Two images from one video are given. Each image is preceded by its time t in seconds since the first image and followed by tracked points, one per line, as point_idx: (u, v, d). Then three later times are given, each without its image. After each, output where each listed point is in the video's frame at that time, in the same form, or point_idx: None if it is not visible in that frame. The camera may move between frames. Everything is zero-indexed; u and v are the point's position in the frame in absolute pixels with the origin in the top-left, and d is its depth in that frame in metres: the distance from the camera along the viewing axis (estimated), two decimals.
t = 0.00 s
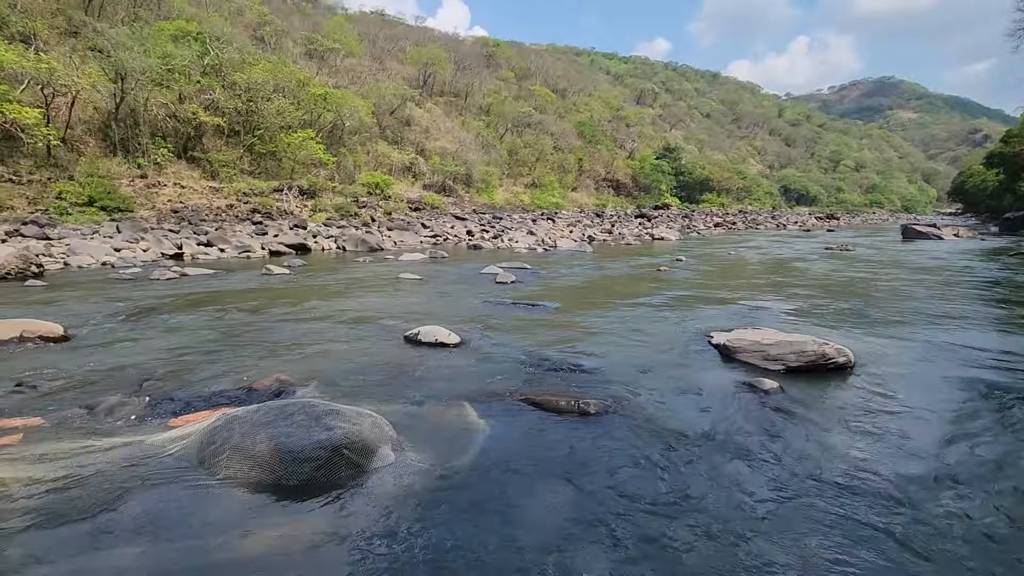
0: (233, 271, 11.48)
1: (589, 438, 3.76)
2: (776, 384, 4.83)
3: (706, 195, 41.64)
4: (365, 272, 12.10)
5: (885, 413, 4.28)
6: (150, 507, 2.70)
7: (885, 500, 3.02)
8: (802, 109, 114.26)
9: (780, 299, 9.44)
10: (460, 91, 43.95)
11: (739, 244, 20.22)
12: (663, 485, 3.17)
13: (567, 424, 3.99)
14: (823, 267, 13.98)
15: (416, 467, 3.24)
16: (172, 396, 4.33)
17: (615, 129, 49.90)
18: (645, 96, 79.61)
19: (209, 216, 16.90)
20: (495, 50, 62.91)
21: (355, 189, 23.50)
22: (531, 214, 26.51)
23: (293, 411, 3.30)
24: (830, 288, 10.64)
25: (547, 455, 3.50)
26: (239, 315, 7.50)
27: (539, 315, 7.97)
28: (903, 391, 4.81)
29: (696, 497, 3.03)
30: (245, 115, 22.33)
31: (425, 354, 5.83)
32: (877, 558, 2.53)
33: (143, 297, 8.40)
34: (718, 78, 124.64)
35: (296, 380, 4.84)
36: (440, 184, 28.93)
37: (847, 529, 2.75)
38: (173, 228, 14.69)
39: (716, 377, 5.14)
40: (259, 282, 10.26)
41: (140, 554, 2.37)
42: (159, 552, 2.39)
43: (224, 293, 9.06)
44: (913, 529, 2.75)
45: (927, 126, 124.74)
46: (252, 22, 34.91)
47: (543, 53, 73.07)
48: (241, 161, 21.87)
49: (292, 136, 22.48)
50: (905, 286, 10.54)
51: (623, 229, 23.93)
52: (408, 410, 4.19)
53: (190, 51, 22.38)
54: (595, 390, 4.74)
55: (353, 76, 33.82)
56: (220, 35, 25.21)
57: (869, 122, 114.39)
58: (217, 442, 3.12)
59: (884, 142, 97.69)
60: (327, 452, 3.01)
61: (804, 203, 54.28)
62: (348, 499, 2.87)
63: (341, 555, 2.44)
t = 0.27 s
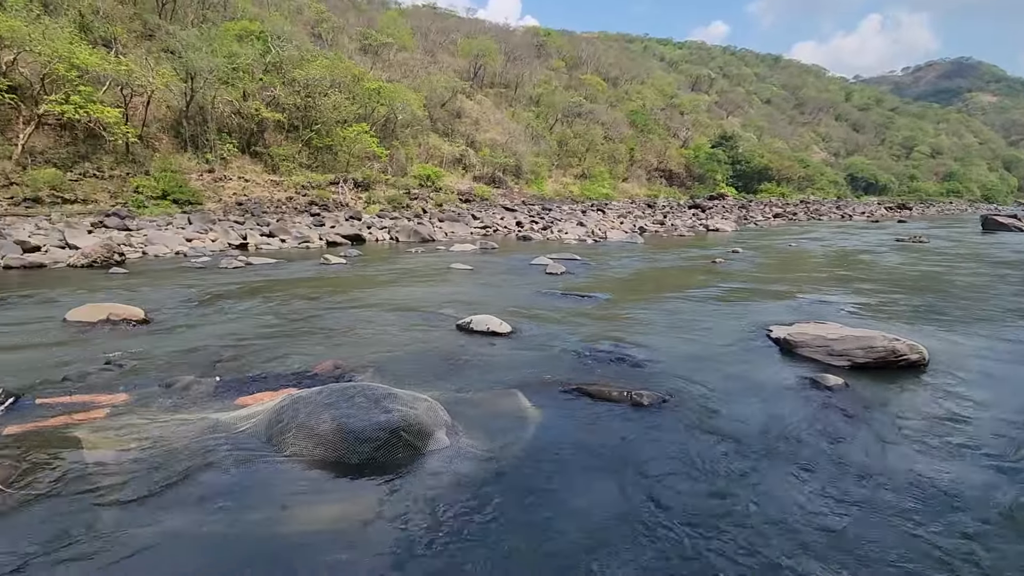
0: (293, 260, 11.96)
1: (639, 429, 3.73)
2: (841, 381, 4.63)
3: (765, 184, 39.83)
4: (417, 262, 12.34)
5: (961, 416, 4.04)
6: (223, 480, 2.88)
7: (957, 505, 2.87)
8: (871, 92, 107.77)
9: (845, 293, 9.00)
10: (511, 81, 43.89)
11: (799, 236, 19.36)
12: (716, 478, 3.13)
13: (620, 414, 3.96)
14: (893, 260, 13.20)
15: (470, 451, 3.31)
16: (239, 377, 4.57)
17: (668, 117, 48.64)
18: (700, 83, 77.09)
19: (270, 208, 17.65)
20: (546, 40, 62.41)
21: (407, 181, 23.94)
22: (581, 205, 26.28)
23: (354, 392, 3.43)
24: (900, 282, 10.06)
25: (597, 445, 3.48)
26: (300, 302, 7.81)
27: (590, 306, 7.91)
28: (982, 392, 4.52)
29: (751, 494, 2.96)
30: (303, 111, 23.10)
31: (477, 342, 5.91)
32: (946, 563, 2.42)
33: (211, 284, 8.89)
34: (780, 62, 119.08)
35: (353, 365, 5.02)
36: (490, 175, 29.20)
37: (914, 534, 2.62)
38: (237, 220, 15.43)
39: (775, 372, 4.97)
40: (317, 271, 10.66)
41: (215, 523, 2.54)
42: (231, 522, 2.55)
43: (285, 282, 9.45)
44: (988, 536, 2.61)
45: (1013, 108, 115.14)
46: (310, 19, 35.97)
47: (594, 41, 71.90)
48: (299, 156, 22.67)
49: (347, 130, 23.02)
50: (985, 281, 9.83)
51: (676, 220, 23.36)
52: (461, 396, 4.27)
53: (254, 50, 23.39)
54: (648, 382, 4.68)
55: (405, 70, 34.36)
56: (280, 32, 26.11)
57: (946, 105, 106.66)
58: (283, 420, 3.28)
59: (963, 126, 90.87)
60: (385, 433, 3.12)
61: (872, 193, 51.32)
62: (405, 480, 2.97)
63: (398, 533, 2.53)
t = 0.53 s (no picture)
0: (338, 253, 12.28)
1: (684, 426, 3.67)
2: (898, 381, 4.44)
3: (815, 175, 38.07)
4: (458, 256, 12.47)
5: None
6: (276, 463, 3.00)
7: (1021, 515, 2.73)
8: (933, 79, 101.93)
9: (902, 291, 8.61)
10: (551, 74, 43.61)
11: (853, 230, 18.56)
12: (761, 475, 3.08)
13: (664, 410, 3.91)
14: (955, 256, 12.53)
15: (513, 442, 3.34)
16: (288, 365, 4.73)
17: (713, 108, 47.37)
18: (748, 72, 74.67)
19: (316, 203, 18.13)
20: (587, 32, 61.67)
21: (448, 175, 24.17)
22: (622, 200, 25.95)
23: (400, 381, 3.50)
24: (963, 280, 9.54)
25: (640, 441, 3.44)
26: (345, 294, 8.02)
27: (631, 300, 7.83)
28: None
29: (801, 496, 2.86)
30: (347, 108, 23.60)
31: (518, 335, 5.94)
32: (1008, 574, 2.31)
33: (262, 276, 9.23)
34: (834, 48, 114.04)
35: (397, 355, 5.13)
36: (530, 170, 29.20)
37: (971, 543, 2.52)
38: (285, 214, 15.93)
39: (828, 371, 4.80)
40: (362, 264, 10.92)
41: (268, 504, 2.64)
42: (283, 503, 2.65)
43: (332, 274, 9.73)
44: None
45: None
46: (355, 17, 36.65)
47: (637, 31, 70.56)
48: (344, 151, 23.21)
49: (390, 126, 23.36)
50: None
51: (720, 214, 22.78)
52: (503, 387, 4.31)
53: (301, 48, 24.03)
54: (693, 378, 4.61)
55: (447, 65, 34.59)
56: (326, 30, 26.70)
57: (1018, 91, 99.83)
58: (334, 407, 3.39)
59: None
60: (431, 422, 3.19)
61: (932, 185, 48.68)
62: (449, 468, 3.02)
63: (442, 520, 2.58)
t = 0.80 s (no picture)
0: (376, 247, 12.48)
1: (727, 423, 3.59)
2: (957, 382, 4.23)
3: (864, 169, 36.56)
4: (494, 250, 12.51)
5: None
6: (320, 449, 3.08)
7: None
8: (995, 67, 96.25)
9: (958, 289, 8.20)
10: (588, 68, 43.16)
11: (904, 226, 17.77)
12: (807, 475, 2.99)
13: (706, 407, 3.84)
14: (1016, 253, 11.85)
15: (552, 435, 3.34)
16: (327, 355, 4.83)
17: (755, 100, 46.01)
18: (793, 62, 72.17)
19: (355, 198, 18.46)
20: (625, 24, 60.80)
21: (483, 170, 24.24)
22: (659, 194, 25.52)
23: (441, 372, 3.54)
24: None
25: (681, 438, 3.38)
26: (384, 287, 8.16)
27: (670, 296, 7.71)
28: None
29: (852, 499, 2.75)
30: (385, 104, 23.92)
31: (556, 329, 5.93)
32: None
33: (304, 269, 9.47)
34: (886, 36, 109.05)
35: (436, 347, 5.19)
36: (565, 164, 29.01)
37: None
38: (325, 209, 16.28)
39: (879, 371, 4.62)
40: (400, 258, 11.08)
41: (313, 488, 2.72)
42: (326, 489, 2.72)
43: (371, 267, 9.91)
44: None
45: None
46: (393, 14, 37.07)
47: (677, 22, 69.04)
48: (382, 147, 23.55)
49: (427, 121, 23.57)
50: None
51: (762, 209, 22.13)
52: (541, 381, 4.31)
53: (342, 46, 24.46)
54: (736, 375, 4.51)
55: (483, 60, 34.64)
56: (366, 27, 27.09)
57: None
58: (376, 395, 3.46)
59: None
60: (471, 413, 3.22)
61: (992, 179, 46.12)
62: (489, 459, 3.04)
63: (480, 510, 2.59)
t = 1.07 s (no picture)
0: (410, 241, 12.61)
1: (766, 422, 3.48)
2: (1014, 386, 4.03)
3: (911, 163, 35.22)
4: (525, 244, 12.48)
5: None
6: (354, 439, 3.13)
7: None
8: None
9: (1013, 288, 7.82)
10: (622, 60, 42.56)
11: (954, 222, 17.01)
12: (851, 473, 2.90)
13: (744, 405, 3.75)
14: None
15: (584, 430, 3.32)
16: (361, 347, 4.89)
17: (796, 91, 44.57)
18: (836, 51, 69.66)
19: (388, 193, 18.68)
20: (661, 15, 59.72)
21: (515, 165, 24.20)
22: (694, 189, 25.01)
23: (474, 365, 3.57)
24: None
25: (718, 437, 3.30)
26: (417, 280, 8.24)
27: (706, 292, 7.56)
28: None
29: (897, 502, 2.63)
30: (419, 99, 24.09)
31: (589, 324, 5.88)
32: None
33: (339, 262, 9.64)
34: (936, 23, 104.21)
35: (469, 341, 5.21)
36: (598, 159, 28.72)
37: None
38: (359, 204, 16.53)
39: (928, 372, 4.44)
40: (432, 252, 11.16)
41: (346, 478, 2.76)
42: (358, 479, 2.75)
43: (404, 261, 10.02)
44: None
45: None
46: (427, 9, 37.22)
47: (714, 12, 67.39)
48: (415, 142, 23.75)
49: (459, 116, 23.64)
50: None
51: (802, 203, 21.47)
52: (574, 376, 4.29)
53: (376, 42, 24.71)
54: (776, 373, 4.40)
55: (516, 54, 34.49)
56: (400, 23, 27.29)
57: None
58: (412, 387, 3.49)
59: None
60: (505, 406, 3.23)
61: None
62: (523, 452, 3.05)
63: (510, 504, 2.59)
